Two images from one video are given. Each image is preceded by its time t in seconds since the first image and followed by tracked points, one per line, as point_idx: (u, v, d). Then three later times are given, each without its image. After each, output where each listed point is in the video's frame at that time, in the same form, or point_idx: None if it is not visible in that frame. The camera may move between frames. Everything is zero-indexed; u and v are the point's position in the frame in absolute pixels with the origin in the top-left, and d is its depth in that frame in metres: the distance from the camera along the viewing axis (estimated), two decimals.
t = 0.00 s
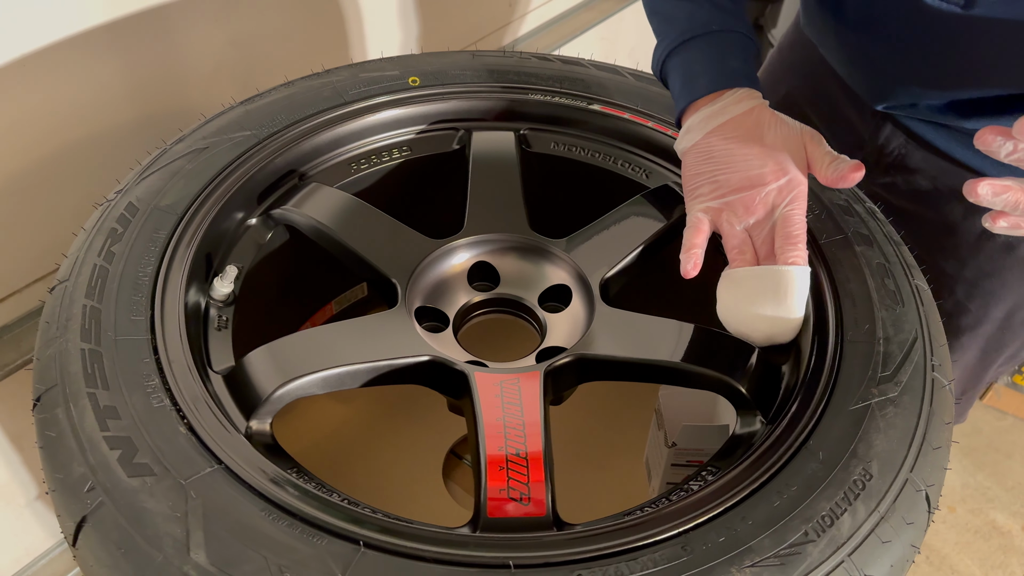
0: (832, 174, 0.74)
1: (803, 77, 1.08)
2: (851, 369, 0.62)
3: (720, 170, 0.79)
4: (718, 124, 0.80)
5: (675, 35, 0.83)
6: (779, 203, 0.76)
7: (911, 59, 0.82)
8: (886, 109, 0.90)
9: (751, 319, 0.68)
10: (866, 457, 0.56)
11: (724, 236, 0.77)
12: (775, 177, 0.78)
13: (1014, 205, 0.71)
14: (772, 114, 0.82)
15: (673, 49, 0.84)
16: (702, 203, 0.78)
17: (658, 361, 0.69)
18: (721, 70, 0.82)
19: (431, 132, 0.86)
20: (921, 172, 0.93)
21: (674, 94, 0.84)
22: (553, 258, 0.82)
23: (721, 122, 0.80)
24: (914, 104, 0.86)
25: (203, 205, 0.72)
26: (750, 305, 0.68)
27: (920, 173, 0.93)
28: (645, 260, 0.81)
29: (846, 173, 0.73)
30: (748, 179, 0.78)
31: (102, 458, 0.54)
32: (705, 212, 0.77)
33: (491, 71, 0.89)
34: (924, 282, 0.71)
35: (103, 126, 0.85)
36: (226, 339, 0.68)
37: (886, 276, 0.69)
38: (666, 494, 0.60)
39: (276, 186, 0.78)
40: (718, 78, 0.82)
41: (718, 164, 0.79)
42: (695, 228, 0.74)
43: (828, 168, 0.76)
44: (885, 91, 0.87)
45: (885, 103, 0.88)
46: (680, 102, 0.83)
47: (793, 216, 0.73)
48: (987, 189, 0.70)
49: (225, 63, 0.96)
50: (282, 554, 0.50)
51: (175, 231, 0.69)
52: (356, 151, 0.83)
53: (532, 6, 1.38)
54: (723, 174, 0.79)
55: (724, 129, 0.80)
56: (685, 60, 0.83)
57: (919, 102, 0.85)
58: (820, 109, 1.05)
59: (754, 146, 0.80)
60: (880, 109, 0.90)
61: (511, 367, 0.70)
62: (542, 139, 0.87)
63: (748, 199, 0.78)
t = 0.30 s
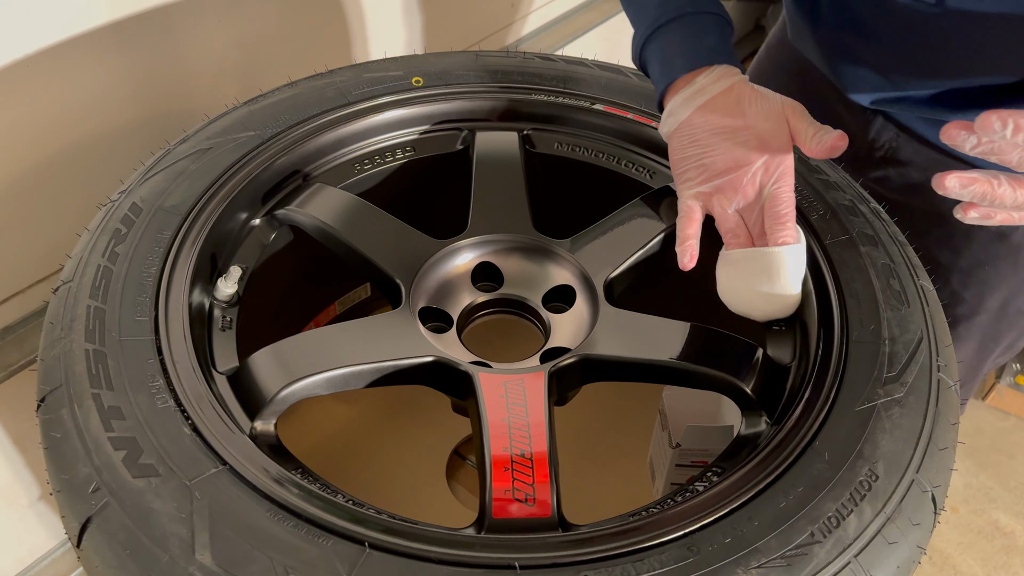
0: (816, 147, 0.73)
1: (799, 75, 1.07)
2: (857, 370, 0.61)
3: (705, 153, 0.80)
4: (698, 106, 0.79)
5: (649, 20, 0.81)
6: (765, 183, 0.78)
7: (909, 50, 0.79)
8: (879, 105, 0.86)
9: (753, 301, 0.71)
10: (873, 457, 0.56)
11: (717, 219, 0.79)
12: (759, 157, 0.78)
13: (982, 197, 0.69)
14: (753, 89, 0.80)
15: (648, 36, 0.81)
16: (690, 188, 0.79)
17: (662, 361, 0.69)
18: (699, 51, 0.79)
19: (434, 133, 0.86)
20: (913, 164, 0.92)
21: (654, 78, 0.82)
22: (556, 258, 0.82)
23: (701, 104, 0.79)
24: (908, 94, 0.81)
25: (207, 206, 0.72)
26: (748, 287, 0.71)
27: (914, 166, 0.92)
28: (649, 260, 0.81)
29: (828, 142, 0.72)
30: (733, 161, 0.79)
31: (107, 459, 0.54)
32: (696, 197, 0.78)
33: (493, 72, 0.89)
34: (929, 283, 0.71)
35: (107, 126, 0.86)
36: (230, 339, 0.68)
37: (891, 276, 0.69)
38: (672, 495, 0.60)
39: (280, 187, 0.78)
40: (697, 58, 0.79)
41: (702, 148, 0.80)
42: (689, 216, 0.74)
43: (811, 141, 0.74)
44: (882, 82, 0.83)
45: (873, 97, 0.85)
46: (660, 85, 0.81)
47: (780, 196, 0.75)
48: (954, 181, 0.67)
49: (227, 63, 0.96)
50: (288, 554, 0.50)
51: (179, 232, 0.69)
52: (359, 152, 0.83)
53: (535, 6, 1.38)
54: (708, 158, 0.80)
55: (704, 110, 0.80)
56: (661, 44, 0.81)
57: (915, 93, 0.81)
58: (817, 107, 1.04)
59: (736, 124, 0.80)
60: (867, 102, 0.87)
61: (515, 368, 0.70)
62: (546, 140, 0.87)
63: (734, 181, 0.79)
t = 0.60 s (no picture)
0: (795, 129, 0.76)
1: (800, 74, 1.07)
2: (859, 372, 0.61)
3: (683, 135, 0.79)
4: (675, 88, 0.80)
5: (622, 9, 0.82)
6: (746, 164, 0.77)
7: (904, 48, 0.76)
8: (868, 101, 0.80)
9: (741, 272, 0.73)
10: (875, 460, 0.56)
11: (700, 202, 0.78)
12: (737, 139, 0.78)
13: (939, 193, 0.72)
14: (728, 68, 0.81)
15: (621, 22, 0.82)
16: (670, 171, 0.78)
17: (660, 363, 0.69)
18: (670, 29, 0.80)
19: (434, 132, 0.85)
20: (902, 159, 0.92)
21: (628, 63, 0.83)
22: (557, 259, 0.82)
23: (677, 85, 0.79)
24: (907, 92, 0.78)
25: (206, 206, 0.71)
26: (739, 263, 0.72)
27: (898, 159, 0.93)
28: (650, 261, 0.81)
29: (808, 125, 0.75)
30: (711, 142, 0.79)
31: (105, 461, 0.54)
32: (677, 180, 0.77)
33: (493, 71, 0.88)
34: (931, 284, 0.71)
35: (106, 126, 0.85)
36: (230, 340, 0.68)
37: (894, 278, 0.69)
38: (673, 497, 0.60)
39: (279, 187, 0.78)
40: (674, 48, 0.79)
41: (682, 130, 0.79)
42: (671, 202, 0.74)
43: (789, 120, 0.77)
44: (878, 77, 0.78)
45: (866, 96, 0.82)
46: (635, 69, 0.82)
47: (763, 178, 0.75)
48: (913, 179, 0.69)
49: (226, 62, 0.96)
50: (287, 557, 0.50)
51: (178, 232, 0.69)
52: (359, 152, 0.83)
53: (537, 5, 1.37)
54: (687, 139, 0.79)
55: (680, 91, 0.80)
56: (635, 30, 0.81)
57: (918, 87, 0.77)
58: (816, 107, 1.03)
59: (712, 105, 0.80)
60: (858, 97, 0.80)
61: (515, 369, 0.70)
62: (547, 140, 0.86)
63: (715, 163, 0.78)
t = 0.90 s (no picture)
0: (819, 179, 0.66)
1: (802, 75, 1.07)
2: (862, 374, 0.61)
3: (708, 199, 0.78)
4: (697, 152, 0.78)
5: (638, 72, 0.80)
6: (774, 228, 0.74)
7: (882, 65, 0.79)
8: (859, 104, 0.84)
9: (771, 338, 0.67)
10: (877, 462, 0.56)
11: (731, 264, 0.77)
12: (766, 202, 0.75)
13: (929, 189, 0.79)
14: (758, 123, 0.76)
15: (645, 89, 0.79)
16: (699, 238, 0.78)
17: (662, 365, 0.69)
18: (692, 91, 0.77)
19: (436, 133, 0.85)
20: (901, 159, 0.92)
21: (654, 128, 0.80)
22: (559, 260, 0.82)
23: (699, 150, 0.78)
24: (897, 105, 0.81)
25: (207, 206, 0.71)
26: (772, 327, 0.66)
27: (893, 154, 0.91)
28: (652, 261, 0.81)
29: (836, 173, 0.64)
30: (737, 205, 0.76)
31: (105, 462, 0.54)
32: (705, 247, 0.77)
33: (495, 72, 0.88)
34: (934, 286, 0.71)
35: (108, 126, 0.85)
36: (231, 341, 0.68)
37: (896, 279, 0.68)
38: (675, 500, 0.60)
39: (281, 187, 0.77)
40: (692, 102, 0.76)
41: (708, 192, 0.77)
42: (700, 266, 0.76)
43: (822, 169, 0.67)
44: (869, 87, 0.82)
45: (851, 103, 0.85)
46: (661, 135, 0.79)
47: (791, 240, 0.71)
48: (905, 173, 0.77)
49: (228, 63, 0.95)
50: (287, 559, 0.50)
51: (179, 233, 0.69)
52: (360, 152, 0.83)
53: (539, 4, 1.37)
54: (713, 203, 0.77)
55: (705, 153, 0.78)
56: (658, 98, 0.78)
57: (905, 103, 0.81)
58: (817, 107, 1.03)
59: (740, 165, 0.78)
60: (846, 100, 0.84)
61: (516, 370, 0.70)
62: (549, 140, 0.86)
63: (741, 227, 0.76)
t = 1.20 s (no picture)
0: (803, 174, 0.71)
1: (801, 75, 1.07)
2: (859, 374, 0.61)
3: (693, 199, 0.79)
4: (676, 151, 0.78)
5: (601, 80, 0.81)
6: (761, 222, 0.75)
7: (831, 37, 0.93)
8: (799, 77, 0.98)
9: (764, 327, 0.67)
10: (873, 463, 0.55)
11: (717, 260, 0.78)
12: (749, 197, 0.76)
13: (946, 140, 0.75)
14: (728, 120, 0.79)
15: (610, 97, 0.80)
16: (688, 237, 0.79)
17: (659, 364, 0.69)
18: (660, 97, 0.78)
19: (435, 131, 0.85)
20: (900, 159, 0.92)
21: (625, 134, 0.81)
22: (557, 259, 0.81)
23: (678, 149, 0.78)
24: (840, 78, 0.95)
25: (205, 205, 0.71)
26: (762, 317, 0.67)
27: (830, 122, 1.01)
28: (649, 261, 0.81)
29: (814, 167, 0.69)
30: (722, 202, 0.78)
31: (101, 460, 0.54)
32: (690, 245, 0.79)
33: (494, 71, 0.88)
34: (931, 287, 0.71)
35: (107, 124, 0.85)
36: (227, 339, 0.68)
37: (894, 280, 0.68)
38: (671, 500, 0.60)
39: (279, 186, 0.77)
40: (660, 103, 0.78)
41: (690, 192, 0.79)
42: (688, 262, 0.77)
43: (797, 163, 0.72)
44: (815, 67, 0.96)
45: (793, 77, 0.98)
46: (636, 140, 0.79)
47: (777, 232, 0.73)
48: (924, 128, 0.74)
49: (227, 61, 0.95)
50: (282, 558, 0.50)
51: (177, 232, 0.69)
52: (358, 151, 0.82)
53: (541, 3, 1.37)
54: (698, 202, 0.79)
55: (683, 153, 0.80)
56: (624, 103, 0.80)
57: (845, 87, 0.96)
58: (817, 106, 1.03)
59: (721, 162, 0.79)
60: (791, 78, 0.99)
61: (513, 370, 0.70)
62: (548, 140, 0.86)
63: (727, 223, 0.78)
